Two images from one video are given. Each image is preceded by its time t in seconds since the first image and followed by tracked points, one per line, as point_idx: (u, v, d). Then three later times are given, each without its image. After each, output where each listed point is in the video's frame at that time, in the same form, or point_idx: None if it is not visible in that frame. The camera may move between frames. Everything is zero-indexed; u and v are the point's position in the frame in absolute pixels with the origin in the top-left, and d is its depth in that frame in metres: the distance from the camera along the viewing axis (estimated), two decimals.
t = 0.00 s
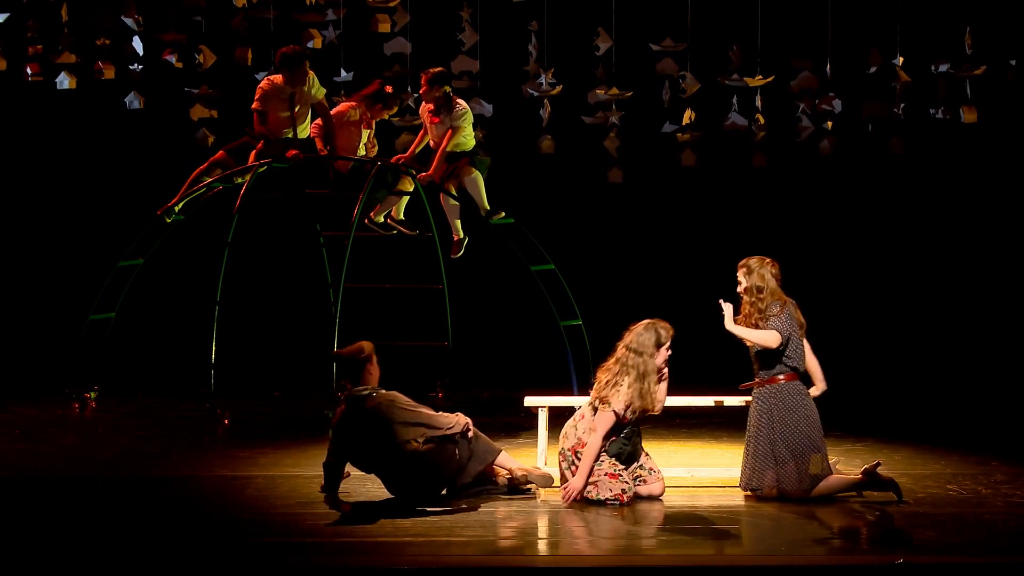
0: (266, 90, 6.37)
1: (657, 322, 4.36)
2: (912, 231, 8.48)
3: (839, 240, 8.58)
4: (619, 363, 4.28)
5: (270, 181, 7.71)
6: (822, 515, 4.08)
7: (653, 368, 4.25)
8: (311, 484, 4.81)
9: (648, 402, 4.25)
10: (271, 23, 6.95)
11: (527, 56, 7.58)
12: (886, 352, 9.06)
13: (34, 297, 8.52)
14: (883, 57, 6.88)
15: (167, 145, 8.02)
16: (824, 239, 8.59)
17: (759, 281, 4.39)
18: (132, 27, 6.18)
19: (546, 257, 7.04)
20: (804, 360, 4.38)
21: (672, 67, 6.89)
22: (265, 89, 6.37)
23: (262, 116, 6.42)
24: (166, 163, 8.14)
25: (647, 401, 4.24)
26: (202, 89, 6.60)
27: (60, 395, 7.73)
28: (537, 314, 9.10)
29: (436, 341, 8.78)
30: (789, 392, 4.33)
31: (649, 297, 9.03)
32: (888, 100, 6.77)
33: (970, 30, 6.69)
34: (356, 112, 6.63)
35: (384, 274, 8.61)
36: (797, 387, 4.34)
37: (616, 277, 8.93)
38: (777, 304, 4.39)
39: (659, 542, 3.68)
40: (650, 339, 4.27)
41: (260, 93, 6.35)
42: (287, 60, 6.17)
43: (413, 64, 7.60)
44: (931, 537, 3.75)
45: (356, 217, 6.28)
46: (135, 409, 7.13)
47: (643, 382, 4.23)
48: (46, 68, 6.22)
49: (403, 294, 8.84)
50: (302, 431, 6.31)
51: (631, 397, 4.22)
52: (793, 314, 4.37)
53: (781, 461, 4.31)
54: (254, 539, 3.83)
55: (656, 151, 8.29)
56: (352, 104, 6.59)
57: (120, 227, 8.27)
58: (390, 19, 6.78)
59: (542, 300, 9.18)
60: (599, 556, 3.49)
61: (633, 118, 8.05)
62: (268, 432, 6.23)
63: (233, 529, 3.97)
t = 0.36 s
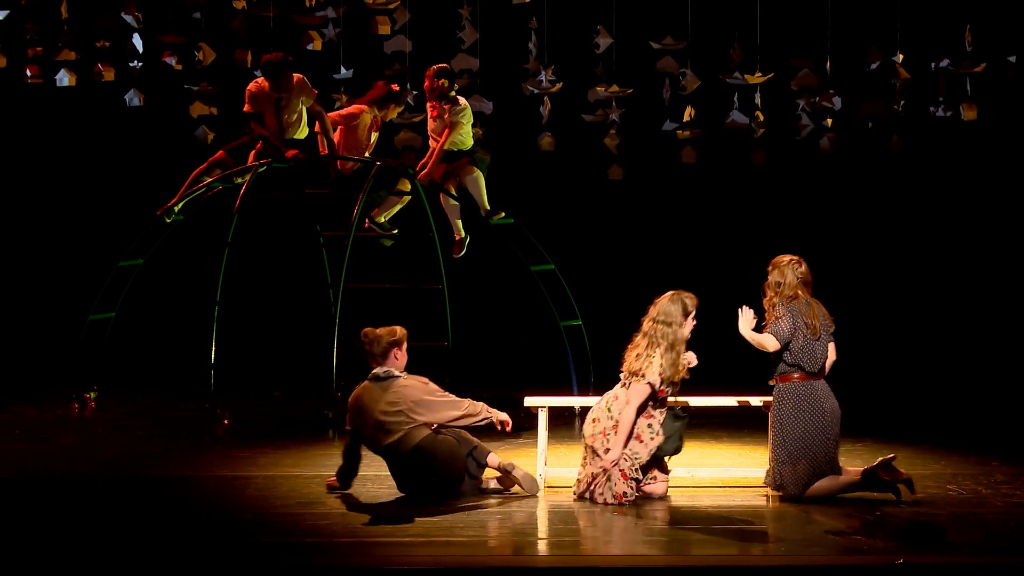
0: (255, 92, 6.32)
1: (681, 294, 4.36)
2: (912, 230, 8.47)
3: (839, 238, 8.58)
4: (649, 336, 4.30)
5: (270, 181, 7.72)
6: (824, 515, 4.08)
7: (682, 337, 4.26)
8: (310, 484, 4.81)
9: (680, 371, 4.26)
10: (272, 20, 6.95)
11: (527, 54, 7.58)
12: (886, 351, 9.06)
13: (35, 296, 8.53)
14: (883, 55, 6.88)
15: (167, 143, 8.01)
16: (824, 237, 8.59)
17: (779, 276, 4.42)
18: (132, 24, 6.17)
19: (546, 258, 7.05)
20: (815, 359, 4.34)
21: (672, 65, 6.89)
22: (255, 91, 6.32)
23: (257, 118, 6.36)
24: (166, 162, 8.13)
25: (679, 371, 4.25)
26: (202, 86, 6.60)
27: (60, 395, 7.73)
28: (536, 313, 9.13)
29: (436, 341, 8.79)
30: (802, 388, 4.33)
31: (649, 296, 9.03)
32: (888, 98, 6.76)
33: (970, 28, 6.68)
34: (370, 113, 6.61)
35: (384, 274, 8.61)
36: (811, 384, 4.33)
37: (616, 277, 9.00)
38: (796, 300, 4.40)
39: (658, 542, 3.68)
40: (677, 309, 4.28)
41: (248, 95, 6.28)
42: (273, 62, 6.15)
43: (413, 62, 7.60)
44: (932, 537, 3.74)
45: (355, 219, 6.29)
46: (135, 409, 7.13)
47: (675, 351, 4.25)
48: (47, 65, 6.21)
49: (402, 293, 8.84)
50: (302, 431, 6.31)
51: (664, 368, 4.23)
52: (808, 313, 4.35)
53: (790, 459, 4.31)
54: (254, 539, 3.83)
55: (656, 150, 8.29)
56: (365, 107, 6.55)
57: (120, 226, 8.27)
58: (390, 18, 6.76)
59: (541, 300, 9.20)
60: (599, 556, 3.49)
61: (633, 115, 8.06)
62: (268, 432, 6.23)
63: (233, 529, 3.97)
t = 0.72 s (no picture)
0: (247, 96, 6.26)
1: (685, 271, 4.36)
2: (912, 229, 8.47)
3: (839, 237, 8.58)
4: (659, 314, 4.28)
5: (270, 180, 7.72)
6: (823, 515, 4.07)
7: (694, 310, 4.26)
8: (310, 484, 4.81)
9: (702, 339, 4.24)
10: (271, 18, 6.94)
11: (527, 52, 7.58)
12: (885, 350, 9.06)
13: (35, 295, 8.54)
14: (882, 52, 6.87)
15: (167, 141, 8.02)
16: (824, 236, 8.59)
17: (802, 277, 4.47)
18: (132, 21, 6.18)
19: (545, 258, 7.05)
20: (836, 359, 4.36)
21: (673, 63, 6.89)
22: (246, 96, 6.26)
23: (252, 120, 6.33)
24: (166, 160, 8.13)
25: (700, 338, 4.24)
26: (202, 83, 6.59)
27: (60, 395, 7.74)
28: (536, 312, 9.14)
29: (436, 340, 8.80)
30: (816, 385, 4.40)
31: (650, 294, 9.03)
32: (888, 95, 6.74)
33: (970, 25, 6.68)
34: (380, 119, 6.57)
35: (383, 273, 8.62)
36: (830, 381, 4.36)
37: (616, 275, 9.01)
38: (819, 300, 4.43)
39: (655, 542, 3.68)
40: (684, 284, 4.28)
41: (241, 98, 6.24)
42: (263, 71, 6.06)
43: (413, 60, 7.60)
44: (931, 537, 3.74)
45: (356, 216, 6.26)
46: (136, 409, 7.14)
47: (690, 323, 4.24)
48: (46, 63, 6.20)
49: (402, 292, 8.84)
50: (302, 431, 6.32)
51: (681, 339, 4.21)
52: (831, 318, 4.36)
53: (795, 451, 4.43)
54: (254, 539, 3.83)
55: (656, 147, 8.30)
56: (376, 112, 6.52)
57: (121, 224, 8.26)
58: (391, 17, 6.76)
59: (541, 299, 9.20)
60: (595, 557, 3.49)
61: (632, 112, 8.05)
62: (267, 433, 6.24)
63: (234, 528, 3.98)
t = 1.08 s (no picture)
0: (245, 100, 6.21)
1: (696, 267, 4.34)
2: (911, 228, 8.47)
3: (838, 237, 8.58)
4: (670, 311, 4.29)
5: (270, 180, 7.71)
6: (823, 515, 4.08)
7: (703, 306, 4.25)
8: (310, 484, 4.82)
9: (711, 336, 4.20)
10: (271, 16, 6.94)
11: (527, 51, 7.57)
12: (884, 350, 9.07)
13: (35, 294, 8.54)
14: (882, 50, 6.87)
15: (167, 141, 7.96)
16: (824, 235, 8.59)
17: (812, 276, 4.50)
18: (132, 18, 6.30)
19: (545, 258, 7.05)
20: (829, 360, 4.40)
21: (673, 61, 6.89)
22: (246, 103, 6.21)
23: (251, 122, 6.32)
24: (166, 159, 8.13)
25: (709, 335, 4.20)
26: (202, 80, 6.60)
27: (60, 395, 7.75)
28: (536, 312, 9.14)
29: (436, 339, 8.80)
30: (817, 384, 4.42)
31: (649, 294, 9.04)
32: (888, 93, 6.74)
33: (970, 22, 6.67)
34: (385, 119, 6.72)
35: (383, 272, 8.62)
36: (828, 380, 4.39)
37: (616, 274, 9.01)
38: (824, 300, 4.45)
39: (655, 542, 3.68)
40: (693, 278, 4.27)
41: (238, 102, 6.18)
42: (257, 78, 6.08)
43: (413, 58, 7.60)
44: (931, 537, 3.74)
45: (357, 215, 6.24)
46: (135, 409, 7.14)
47: (702, 316, 4.23)
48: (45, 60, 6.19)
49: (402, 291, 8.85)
50: (302, 431, 6.32)
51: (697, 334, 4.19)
52: (831, 318, 4.39)
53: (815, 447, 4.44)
54: (253, 539, 3.83)
55: (657, 145, 8.29)
56: (382, 111, 6.65)
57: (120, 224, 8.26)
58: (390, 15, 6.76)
59: (541, 298, 9.21)
60: (594, 557, 3.49)
61: (632, 110, 8.05)
62: (267, 433, 6.25)
63: (233, 528, 3.98)
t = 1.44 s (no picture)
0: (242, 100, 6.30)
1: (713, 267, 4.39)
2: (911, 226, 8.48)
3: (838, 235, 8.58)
4: (690, 309, 4.33)
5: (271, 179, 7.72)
6: (822, 515, 4.07)
7: (722, 302, 4.32)
8: (309, 484, 4.82)
9: (733, 330, 4.23)
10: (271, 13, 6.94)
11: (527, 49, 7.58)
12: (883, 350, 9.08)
13: (35, 293, 8.54)
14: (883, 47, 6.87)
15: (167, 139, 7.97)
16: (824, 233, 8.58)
17: (816, 277, 4.53)
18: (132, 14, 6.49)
19: (544, 258, 7.04)
20: (838, 359, 4.41)
21: (673, 59, 6.89)
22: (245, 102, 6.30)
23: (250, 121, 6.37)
24: (166, 157, 8.13)
25: (731, 329, 4.23)
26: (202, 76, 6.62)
27: (60, 395, 7.76)
28: (535, 310, 9.16)
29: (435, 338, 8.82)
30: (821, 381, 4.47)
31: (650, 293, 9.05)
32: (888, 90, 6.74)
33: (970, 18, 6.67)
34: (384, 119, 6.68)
35: (383, 271, 8.63)
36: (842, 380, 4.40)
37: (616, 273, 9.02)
38: (826, 301, 4.48)
39: (655, 542, 3.67)
40: (712, 276, 4.33)
41: (237, 101, 6.27)
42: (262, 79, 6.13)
43: (413, 56, 7.60)
44: (931, 537, 3.74)
45: (357, 215, 6.24)
46: (135, 408, 7.15)
47: (722, 313, 4.29)
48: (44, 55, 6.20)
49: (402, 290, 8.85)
50: (301, 431, 6.33)
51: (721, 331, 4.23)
52: (833, 319, 4.42)
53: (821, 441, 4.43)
54: (253, 539, 3.84)
55: (656, 143, 8.29)
56: (378, 112, 6.59)
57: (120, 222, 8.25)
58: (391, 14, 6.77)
59: (540, 297, 9.22)
60: (592, 557, 3.49)
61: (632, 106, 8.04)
62: (267, 433, 6.26)
63: (233, 529, 3.99)
